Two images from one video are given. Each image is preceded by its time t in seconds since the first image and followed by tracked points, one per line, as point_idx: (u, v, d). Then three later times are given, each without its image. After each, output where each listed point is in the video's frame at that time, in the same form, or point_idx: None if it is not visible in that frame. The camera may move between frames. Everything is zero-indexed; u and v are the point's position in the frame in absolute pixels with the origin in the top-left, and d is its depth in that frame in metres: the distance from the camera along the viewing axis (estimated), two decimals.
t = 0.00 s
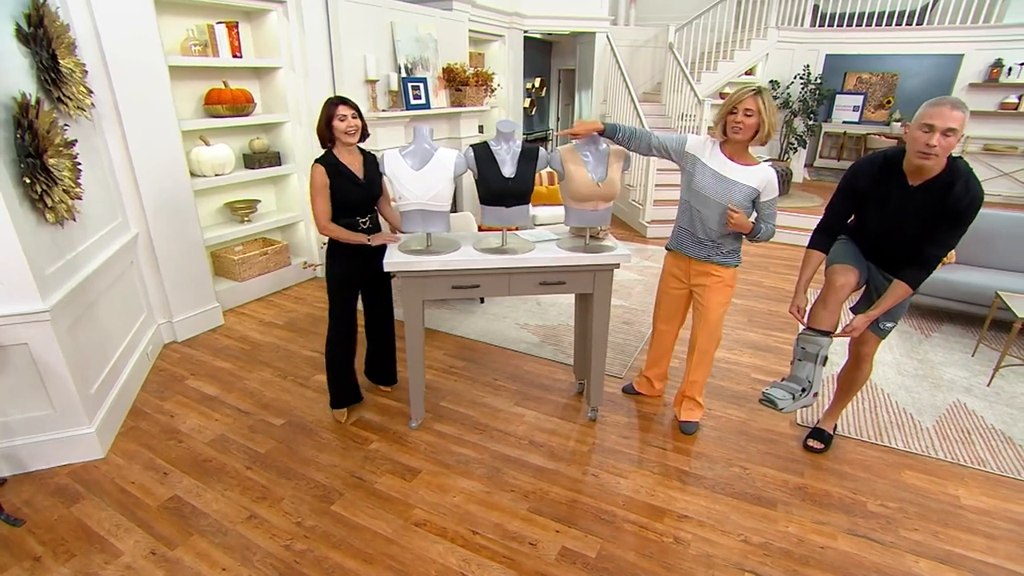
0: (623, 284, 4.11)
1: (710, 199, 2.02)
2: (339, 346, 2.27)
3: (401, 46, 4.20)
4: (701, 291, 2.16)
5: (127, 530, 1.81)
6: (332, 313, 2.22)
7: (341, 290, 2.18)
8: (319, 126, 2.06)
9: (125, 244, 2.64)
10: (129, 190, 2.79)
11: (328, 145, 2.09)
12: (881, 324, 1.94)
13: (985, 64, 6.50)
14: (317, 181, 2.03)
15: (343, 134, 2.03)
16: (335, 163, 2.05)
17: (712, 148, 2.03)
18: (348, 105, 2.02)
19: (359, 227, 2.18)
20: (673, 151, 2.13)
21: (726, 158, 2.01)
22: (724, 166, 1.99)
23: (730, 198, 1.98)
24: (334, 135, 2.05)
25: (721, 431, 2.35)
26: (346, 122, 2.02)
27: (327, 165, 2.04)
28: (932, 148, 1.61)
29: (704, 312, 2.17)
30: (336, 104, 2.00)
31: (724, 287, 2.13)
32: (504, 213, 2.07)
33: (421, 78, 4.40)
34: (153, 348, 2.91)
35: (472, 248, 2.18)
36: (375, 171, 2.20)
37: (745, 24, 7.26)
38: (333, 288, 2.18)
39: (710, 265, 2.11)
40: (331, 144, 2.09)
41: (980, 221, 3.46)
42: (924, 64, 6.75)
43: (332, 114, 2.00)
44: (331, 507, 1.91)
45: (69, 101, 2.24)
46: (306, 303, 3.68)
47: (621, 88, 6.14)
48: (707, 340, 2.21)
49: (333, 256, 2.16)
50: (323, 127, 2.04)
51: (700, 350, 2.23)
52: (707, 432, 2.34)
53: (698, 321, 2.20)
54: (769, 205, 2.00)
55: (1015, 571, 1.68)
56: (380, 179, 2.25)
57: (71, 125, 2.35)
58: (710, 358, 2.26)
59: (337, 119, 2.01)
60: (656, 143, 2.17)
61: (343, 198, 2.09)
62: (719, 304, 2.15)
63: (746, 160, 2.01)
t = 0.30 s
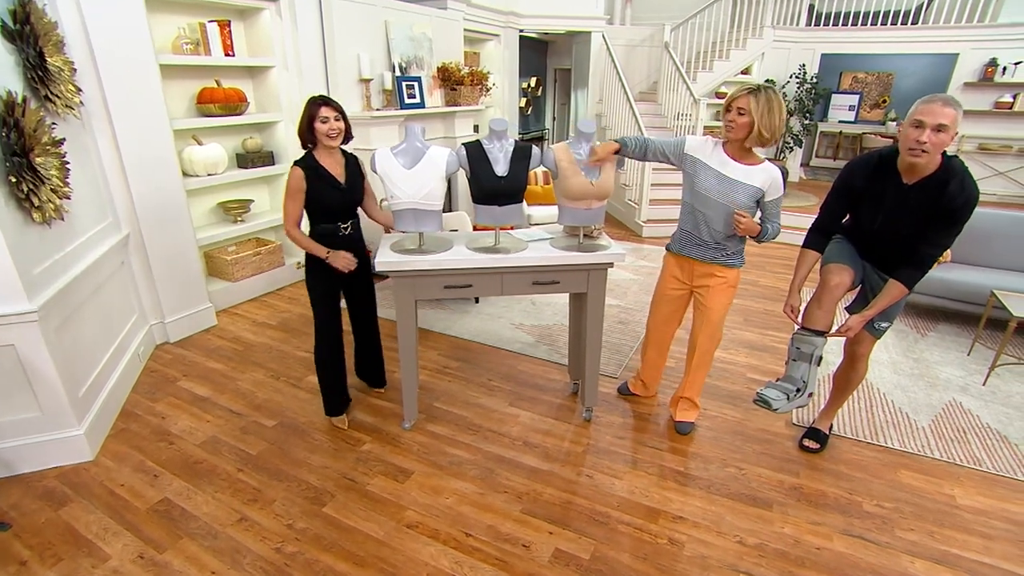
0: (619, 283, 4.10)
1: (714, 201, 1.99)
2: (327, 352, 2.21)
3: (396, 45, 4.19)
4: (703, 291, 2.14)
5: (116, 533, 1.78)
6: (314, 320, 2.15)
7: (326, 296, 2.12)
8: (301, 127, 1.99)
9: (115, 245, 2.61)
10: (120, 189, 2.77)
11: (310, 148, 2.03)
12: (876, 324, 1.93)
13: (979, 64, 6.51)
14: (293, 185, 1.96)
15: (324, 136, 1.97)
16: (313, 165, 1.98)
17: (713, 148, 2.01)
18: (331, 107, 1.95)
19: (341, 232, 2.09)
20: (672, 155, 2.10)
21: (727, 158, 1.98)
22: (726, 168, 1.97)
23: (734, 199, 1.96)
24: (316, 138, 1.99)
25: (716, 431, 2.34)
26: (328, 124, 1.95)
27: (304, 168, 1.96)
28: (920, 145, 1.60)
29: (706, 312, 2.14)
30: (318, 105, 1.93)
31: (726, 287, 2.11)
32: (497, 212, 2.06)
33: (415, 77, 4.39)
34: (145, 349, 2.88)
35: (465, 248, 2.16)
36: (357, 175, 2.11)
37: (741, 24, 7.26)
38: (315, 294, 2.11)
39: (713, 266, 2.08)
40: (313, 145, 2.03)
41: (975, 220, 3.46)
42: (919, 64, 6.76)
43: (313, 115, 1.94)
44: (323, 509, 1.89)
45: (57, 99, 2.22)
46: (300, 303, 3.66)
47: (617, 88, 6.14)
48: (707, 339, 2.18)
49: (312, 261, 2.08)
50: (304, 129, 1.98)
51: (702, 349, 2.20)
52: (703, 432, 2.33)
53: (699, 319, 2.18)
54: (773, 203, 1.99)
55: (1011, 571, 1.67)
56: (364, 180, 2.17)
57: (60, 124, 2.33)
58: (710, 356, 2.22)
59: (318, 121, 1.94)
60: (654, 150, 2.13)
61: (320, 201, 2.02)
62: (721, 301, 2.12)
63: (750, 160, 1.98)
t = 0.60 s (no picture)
0: (616, 283, 4.08)
1: (715, 200, 1.96)
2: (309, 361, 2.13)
3: (392, 44, 4.17)
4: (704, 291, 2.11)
5: (108, 537, 1.76)
6: (290, 329, 2.07)
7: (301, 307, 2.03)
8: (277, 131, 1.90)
9: (108, 245, 2.59)
10: (113, 189, 2.75)
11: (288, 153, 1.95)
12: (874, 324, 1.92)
13: (977, 64, 6.51)
14: (268, 193, 1.88)
15: (304, 141, 1.89)
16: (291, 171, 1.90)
17: (708, 146, 1.99)
18: (310, 110, 1.87)
19: (320, 238, 2.02)
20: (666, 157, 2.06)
21: (725, 156, 1.96)
22: (726, 165, 1.95)
23: (735, 196, 1.94)
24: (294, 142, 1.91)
25: (714, 432, 2.33)
26: (307, 128, 1.87)
27: (282, 174, 1.89)
28: (890, 144, 1.64)
29: (709, 307, 2.11)
30: (297, 108, 1.85)
31: (726, 286, 2.08)
32: (493, 212, 2.04)
33: (412, 77, 4.37)
34: (140, 351, 2.86)
35: (461, 247, 2.15)
36: (338, 178, 2.04)
37: (738, 23, 7.26)
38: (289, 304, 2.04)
39: (715, 266, 2.05)
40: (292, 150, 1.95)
41: (974, 219, 3.45)
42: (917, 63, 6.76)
43: (292, 119, 1.86)
44: (318, 511, 1.87)
45: (48, 98, 2.20)
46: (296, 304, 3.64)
47: (615, 87, 6.13)
48: (708, 339, 2.15)
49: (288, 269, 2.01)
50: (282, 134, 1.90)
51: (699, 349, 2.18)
52: (701, 433, 2.32)
53: (699, 318, 2.15)
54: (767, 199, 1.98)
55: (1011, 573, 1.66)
56: (345, 183, 2.10)
57: (52, 123, 2.31)
58: (711, 356, 2.20)
59: (297, 125, 1.87)
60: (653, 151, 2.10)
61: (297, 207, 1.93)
62: (722, 295, 2.08)
63: (746, 157, 1.97)
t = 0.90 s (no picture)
0: (616, 284, 4.07)
1: (712, 199, 1.93)
2: (301, 363, 2.10)
3: (392, 44, 4.17)
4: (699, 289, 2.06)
5: (105, 539, 1.75)
6: (286, 334, 2.06)
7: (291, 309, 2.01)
8: (268, 133, 1.86)
9: (106, 245, 2.58)
10: (111, 189, 2.74)
11: (279, 155, 1.91)
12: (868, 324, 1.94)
13: (977, 63, 6.50)
14: (258, 197, 1.86)
15: (299, 142, 1.87)
16: (279, 174, 1.88)
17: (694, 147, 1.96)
18: (305, 111, 1.86)
19: (311, 242, 1.99)
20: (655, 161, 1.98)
21: (714, 154, 1.93)
22: (718, 163, 1.92)
23: (730, 192, 1.93)
24: (287, 143, 1.88)
25: (715, 433, 2.32)
26: (302, 130, 1.86)
27: (270, 176, 1.87)
28: (893, 134, 1.65)
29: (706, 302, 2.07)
30: (292, 108, 1.83)
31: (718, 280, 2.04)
32: (492, 212, 2.03)
33: (411, 77, 4.36)
34: (138, 352, 2.85)
35: (460, 248, 2.14)
36: (329, 178, 2.01)
37: (739, 23, 7.25)
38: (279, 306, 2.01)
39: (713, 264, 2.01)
40: (282, 154, 1.91)
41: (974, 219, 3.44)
42: (917, 63, 6.75)
43: (287, 120, 1.83)
44: (316, 513, 1.86)
45: (45, 98, 2.19)
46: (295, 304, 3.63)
47: (614, 87, 6.12)
48: (704, 334, 2.12)
49: (278, 271, 1.99)
50: (275, 136, 1.86)
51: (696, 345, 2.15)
52: (702, 434, 2.31)
53: (694, 315, 2.11)
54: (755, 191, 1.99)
55: None
56: (337, 182, 2.08)
57: (49, 123, 2.30)
58: (710, 351, 2.17)
59: (292, 126, 1.84)
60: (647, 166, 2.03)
61: (286, 210, 1.91)
62: (718, 291, 2.06)
63: (730, 153, 1.95)
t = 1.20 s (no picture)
0: (617, 284, 4.07)
1: (695, 192, 1.91)
2: (301, 363, 2.09)
3: (393, 44, 4.16)
4: (688, 290, 2.05)
5: (105, 540, 1.75)
6: (287, 337, 2.05)
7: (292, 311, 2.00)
8: (273, 134, 1.84)
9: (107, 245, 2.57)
10: (112, 190, 2.73)
11: (284, 156, 1.89)
12: (861, 328, 1.97)
13: (980, 63, 6.49)
14: (260, 199, 1.86)
15: (307, 143, 1.87)
16: (280, 176, 1.87)
17: (671, 144, 1.94)
18: (311, 112, 1.86)
19: (313, 245, 1.98)
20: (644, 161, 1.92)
21: (690, 150, 1.93)
22: (698, 159, 1.91)
23: (714, 185, 1.92)
24: (294, 145, 1.87)
25: (717, 434, 2.31)
26: (309, 131, 1.85)
27: (271, 178, 1.86)
28: (900, 119, 1.65)
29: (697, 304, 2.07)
30: (300, 109, 1.82)
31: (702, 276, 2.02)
32: (494, 213, 2.03)
33: (413, 77, 4.36)
34: (139, 352, 2.84)
35: (462, 248, 2.13)
36: (331, 180, 2.00)
37: (740, 23, 7.24)
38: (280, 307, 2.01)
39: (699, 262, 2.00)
40: (288, 156, 1.89)
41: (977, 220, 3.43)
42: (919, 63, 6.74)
43: (295, 121, 1.83)
44: (317, 515, 1.85)
45: (46, 98, 2.19)
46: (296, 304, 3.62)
47: (616, 87, 6.11)
48: (698, 330, 2.12)
49: (279, 273, 1.98)
50: (283, 138, 1.84)
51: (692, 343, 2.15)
52: (704, 435, 2.30)
53: (684, 314, 2.11)
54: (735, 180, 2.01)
55: None
56: (339, 183, 2.07)
57: (50, 123, 2.30)
58: (705, 348, 2.17)
59: (300, 127, 1.84)
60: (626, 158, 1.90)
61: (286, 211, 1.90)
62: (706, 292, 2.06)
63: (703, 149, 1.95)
